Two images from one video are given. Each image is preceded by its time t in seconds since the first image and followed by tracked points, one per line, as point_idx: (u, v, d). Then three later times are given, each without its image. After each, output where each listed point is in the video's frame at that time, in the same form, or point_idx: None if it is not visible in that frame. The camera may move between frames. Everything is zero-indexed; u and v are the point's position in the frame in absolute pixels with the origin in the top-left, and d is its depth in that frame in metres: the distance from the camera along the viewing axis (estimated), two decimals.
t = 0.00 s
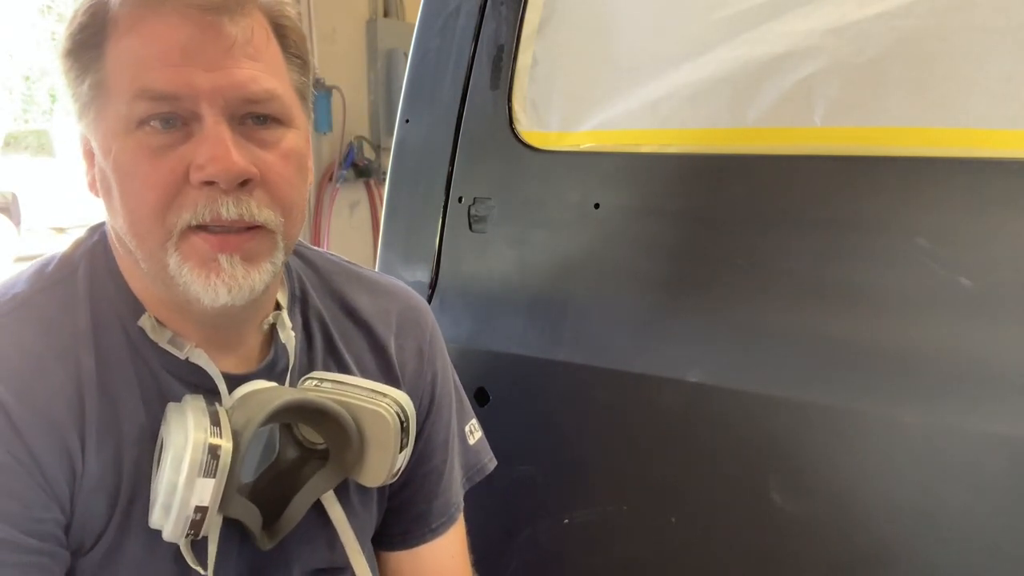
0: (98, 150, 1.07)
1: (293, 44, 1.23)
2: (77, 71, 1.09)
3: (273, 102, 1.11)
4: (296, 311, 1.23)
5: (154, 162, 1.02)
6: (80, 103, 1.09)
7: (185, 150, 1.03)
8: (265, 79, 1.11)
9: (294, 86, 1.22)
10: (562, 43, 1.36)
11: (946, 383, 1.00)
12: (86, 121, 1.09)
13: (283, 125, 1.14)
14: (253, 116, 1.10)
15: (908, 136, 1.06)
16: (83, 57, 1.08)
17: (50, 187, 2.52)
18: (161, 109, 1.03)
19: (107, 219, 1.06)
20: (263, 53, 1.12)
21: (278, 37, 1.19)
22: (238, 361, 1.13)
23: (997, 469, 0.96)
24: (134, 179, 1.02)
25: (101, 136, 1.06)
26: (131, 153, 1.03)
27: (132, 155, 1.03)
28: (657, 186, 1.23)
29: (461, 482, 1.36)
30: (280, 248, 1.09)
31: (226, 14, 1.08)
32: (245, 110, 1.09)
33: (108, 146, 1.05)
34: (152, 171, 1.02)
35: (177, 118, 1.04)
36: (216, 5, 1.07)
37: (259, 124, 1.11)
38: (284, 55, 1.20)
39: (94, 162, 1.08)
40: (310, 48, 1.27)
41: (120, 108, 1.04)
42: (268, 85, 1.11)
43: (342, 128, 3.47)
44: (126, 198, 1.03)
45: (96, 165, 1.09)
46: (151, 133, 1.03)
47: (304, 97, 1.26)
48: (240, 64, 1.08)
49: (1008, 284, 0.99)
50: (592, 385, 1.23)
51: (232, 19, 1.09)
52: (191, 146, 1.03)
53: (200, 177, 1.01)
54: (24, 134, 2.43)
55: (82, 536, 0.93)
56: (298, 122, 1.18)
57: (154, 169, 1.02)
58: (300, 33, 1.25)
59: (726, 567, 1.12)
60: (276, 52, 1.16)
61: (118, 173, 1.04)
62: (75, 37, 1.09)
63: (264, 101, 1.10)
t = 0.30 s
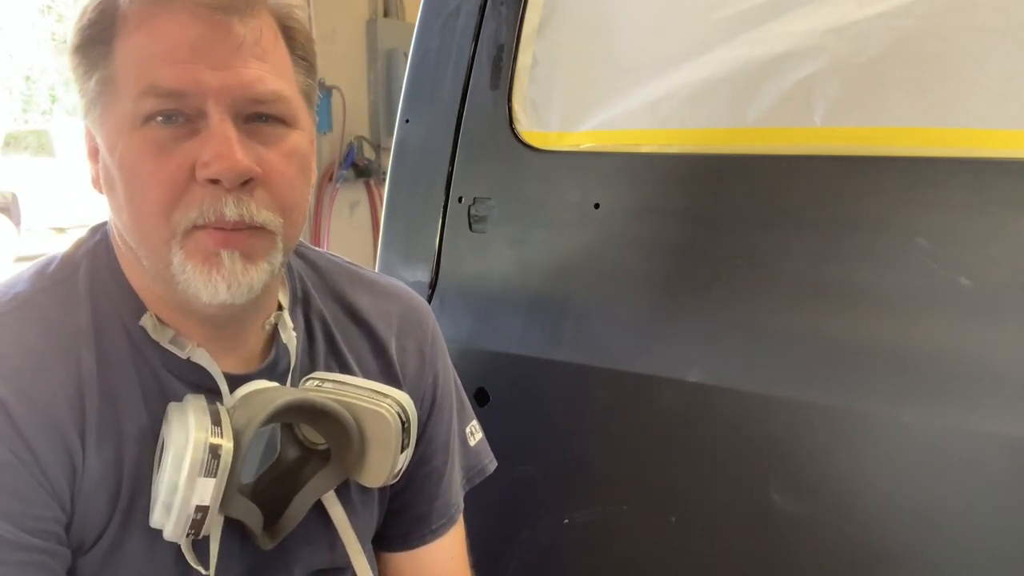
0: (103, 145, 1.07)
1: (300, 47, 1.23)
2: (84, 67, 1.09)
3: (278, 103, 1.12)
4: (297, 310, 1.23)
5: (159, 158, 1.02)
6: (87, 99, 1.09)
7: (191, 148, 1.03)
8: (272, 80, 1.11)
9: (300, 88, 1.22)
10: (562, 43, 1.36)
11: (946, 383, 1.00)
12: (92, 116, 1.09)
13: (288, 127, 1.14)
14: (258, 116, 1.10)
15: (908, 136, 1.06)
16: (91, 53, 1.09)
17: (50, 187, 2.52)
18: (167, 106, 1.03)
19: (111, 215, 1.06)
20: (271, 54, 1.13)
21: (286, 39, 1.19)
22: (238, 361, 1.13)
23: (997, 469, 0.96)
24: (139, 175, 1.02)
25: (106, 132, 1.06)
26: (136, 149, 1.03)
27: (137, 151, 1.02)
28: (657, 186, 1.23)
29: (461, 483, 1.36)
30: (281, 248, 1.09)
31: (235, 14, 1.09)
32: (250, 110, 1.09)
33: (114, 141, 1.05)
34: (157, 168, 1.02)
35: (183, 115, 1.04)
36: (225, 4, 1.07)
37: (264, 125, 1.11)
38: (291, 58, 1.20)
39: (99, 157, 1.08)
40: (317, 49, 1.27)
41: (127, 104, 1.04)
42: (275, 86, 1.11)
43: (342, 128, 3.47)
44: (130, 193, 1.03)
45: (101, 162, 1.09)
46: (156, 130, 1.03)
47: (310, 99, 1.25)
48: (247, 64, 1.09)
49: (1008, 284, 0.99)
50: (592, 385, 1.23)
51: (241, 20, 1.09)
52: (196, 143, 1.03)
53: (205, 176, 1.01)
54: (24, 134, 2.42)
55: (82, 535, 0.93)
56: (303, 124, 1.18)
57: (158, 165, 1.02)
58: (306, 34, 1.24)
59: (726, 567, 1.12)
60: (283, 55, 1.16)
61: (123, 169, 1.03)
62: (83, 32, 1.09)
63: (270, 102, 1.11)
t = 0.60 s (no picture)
0: (120, 137, 1.07)
1: (332, 66, 1.24)
2: (113, 55, 1.10)
3: (296, 120, 1.11)
4: (302, 317, 1.23)
5: (167, 160, 1.02)
6: (112, 87, 1.10)
7: (198, 154, 1.02)
8: (293, 96, 1.11)
9: (327, 109, 1.22)
10: (562, 43, 1.36)
11: (946, 383, 1.00)
12: (115, 107, 1.09)
13: (301, 145, 1.13)
14: (273, 131, 1.10)
15: (909, 136, 1.06)
16: (122, 43, 1.09)
17: (50, 186, 2.52)
18: (183, 109, 1.03)
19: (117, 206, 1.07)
20: (297, 71, 1.12)
21: (318, 51, 1.20)
22: (239, 366, 1.13)
23: (997, 469, 0.96)
24: (145, 174, 1.02)
25: (124, 125, 1.06)
26: (147, 147, 1.03)
27: (147, 150, 1.02)
28: (657, 186, 1.22)
29: (461, 487, 1.35)
30: (276, 265, 1.08)
31: (267, 28, 1.08)
32: (266, 124, 1.08)
33: (129, 136, 1.05)
34: (164, 170, 1.01)
35: (198, 120, 1.04)
36: (261, 19, 1.07)
37: (276, 140, 1.10)
38: (321, 76, 1.20)
39: (115, 148, 1.09)
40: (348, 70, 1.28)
41: (145, 100, 1.04)
42: (293, 102, 1.11)
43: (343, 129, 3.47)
44: (135, 189, 1.03)
45: (116, 152, 1.09)
46: (169, 131, 1.03)
47: (334, 120, 1.26)
48: (272, 78, 1.08)
49: (1008, 284, 0.99)
50: (592, 386, 1.23)
51: (273, 34, 1.09)
52: (206, 151, 1.03)
53: (207, 184, 1.01)
54: (24, 134, 2.42)
55: (84, 538, 0.93)
56: (319, 143, 1.17)
57: (166, 167, 1.02)
58: (336, 51, 1.24)
59: (727, 568, 1.12)
60: (311, 74, 1.16)
61: (133, 165, 1.04)
62: (118, 22, 1.09)
63: (287, 118, 1.10)
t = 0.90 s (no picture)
0: (126, 139, 1.07)
1: (338, 67, 1.25)
2: (117, 57, 1.10)
3: (302, 120, 1.11)
4: (307, 318, 1.23)
5: (176, 162, 1.02)
6: (117, 89, 1.10)
7: (206, 156, 1.03)
8: (299, 96, 1.11)
9: (333, 109, 1.23)
10: (562, 43, 1.36)
11: (945, 382, 1.01)
12: (121, 108, 1.09)
13: (307, 145, 1.14)
14: (280, 132, 1.10)
15: (908, 136, 1.06)
16: (126, 45, 1.09)
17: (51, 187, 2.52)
18: (190, 111, 1.03)
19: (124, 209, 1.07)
20: (302, 71, 1.13)
21: (325, 53, 1.21)
22: (245, 367, 1.14)
23: (995, 468, 0.97)
24: (154, 177, 1.03)
25: (130, 127, 1.06)
26: (155, 150, 1.03)
27: (155, 152, 1.03)
28: (658, 186, 1.23)
29: (467, 487, 1.36)
30: (284, 265, 1.09)
31: (271, 28, 1.08)
32: (273, 125, 1.09)
33: (136, 138, 1.05)
34: (173, 172, 1.02)
35: (205, 122, 1.04)
36: (266, 20, 1.07)
37: (283, 140, 1.11)
38: (326, 75, 1.21)
39: (121, 149, 1.09)
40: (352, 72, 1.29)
41: (151, 103, 1.04)
42: (300, 103, 1.11)
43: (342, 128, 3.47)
44: (143, 192, 1.03)
45: (122, 154, 1.10)
46: (176, 133, 1.03)
47: (340, 121, 1.27)
48: (277, 79, 1.08)
49: (1007, 283, 0.99)
50: (593, 385, 1.23)
51: (278, 35, 1.09)
52: (214, 152, 1.03)
53: (215, 186, 1.01)
54: (24, 134, 2.41)
55: (90, 538, 0.93)
56: (324, 143, 1.18)
57: (174, 169, 1.02)
58: (340, 53, 1.25)
59: (727, 566, 1.12)
60: (316, 74, 1.16)
61: (141, 168, 1.04)
62: (123, 24, 1.10)
63: (293, 119, 1.10)
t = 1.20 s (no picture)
0: (121, 140, 1.07)
1: (332, 65, 1.24)
2: (113, 58, 1.10)
3: (299, 121, 1.12)
4: (302, 316, 1.23)
5: (172, 163, 1.02)
6: (113, 90, 1.09)
7: (203, 157, 1.03)
8: (295, 96, 1.11)
9: (327, 109, 1.23)
10: (562, 43, 1.36)
11: (945, 383, 1.01)
12: (116, 109, 1.09)
13: (304, 145, 1.14)
14: (276, 132, 1.10)
15: (908, 135, 1.06)
16: (121, 46, 1.09)
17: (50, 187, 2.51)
18: (186, 112, 1.03)
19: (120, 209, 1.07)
20: (298, 72, 1.13)
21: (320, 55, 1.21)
22: (242, 366, 1.14)
23: (995, 468, 0.97)
24: (149, 178, 1.02)
25: (125, 128, 1.06)
26: (150, 151, 1.03)
27: (151, 153, 1.02)
28: (658, 186, 1.23)
29: (463, 487, 1.35)
30: (282, 265, 1.09)
31: (266, 28, 1.08)
32: (270, 125, 1.09)
33: (131, 139, 1.05)
34: (169, 173, 1.02)
35: (201, 123, 1.04)
36: (261, 21, 1.07)
37: (279, 141, 1.11)
38: (321, 74, 1.20)
39: (117, 150, 1.09)
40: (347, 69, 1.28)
41: (147, 103, 1.03)
42: (296, 103, 1.11)
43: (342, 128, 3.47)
44: (138, 192, 1.03)
45: (117, 155, 1.09)
46: (172, 134, 1.03)
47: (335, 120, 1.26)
48: (273, 80, 1.08)
49: (1007, 283, 0.99)
50: (592, 385, 1.23)
51: (274, 36, 1.09)
52: (210, 153, 1.03)
53: (212, 187, 1.01)
54: (24, 134, 2.40)
55: (86, 540, 0.93)
56: (321, 144, 1.18)
57: (170, 170, 1.02)
58: (335, 52, 1.24)
59: (727, 567, 1.12)
60: (312, 74, 1.17)
61: (136, 169, 1.03)
62: (118, 24, 1.09)
63: (290, 119, 1.10)
